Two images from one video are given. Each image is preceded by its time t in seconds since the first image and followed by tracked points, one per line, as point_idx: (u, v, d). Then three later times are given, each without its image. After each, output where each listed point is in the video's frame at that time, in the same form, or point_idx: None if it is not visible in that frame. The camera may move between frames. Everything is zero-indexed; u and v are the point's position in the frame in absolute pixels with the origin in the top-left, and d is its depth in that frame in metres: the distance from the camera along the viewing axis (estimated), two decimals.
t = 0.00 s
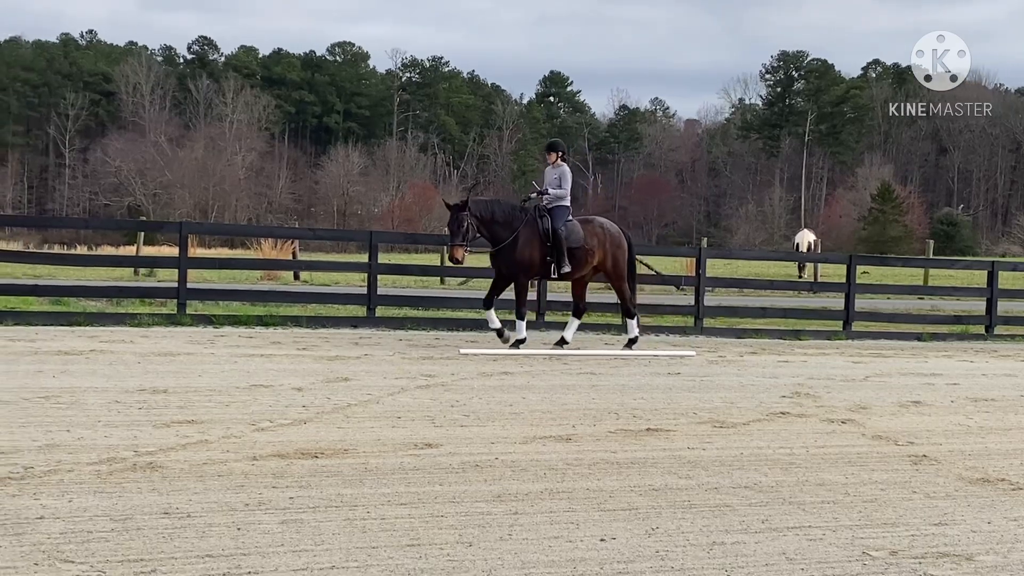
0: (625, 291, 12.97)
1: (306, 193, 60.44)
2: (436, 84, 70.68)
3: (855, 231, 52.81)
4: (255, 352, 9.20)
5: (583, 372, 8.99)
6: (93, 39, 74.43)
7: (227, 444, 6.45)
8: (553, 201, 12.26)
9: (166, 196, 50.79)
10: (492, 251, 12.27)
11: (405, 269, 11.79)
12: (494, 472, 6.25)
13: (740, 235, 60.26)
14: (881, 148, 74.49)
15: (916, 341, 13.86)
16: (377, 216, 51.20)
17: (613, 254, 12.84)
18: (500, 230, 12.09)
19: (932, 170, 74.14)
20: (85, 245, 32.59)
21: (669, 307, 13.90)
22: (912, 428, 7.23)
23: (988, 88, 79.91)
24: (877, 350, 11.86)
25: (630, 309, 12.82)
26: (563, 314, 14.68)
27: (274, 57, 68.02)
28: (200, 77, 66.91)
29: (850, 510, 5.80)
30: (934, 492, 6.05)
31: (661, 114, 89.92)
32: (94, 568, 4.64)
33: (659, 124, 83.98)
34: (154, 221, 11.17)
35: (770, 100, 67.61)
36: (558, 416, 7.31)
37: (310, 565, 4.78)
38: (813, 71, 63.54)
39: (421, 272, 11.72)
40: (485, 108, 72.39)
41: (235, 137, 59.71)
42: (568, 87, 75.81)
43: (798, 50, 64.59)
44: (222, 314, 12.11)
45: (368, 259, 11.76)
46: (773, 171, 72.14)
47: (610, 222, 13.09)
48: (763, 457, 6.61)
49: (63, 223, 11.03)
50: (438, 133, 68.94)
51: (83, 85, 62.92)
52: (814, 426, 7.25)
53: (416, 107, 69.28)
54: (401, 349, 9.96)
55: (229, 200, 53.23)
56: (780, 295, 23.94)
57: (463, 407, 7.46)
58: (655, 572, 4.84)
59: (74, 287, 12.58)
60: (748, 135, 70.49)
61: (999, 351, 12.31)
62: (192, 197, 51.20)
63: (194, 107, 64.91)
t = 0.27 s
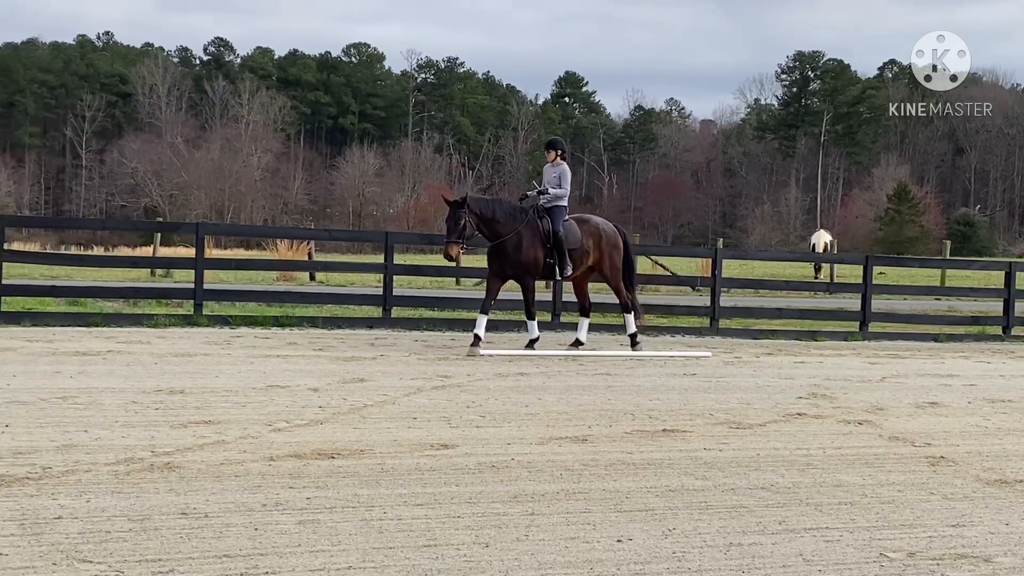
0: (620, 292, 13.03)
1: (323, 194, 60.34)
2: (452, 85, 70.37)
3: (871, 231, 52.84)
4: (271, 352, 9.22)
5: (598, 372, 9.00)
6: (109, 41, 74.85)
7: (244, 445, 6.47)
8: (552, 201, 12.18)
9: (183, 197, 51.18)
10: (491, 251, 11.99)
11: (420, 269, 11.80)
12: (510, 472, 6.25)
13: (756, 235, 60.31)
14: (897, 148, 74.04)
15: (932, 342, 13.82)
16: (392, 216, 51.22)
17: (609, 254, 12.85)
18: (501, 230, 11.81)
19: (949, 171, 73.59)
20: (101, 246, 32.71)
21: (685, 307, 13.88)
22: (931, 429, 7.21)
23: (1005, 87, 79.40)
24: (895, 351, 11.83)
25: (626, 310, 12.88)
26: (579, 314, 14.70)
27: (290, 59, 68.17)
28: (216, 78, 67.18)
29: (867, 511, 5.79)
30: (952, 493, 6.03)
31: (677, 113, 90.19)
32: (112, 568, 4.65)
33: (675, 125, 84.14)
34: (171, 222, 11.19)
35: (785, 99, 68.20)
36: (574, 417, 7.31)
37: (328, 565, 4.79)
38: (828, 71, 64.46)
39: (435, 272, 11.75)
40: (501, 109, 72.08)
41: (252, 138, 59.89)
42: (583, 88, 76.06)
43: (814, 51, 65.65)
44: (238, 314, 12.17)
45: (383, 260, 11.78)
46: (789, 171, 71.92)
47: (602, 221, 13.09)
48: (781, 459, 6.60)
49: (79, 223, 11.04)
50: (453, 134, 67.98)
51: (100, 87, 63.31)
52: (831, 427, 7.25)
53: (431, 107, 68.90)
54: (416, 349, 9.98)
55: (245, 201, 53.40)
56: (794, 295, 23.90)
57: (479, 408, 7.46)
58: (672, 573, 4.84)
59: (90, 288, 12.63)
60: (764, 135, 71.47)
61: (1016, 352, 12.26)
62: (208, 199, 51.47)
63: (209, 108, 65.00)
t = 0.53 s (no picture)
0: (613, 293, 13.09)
1: (340, 197, 60.25)
2: (468, 87, 69.81)
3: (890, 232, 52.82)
4: (289, 354, 9.25)
5: (616, 374, 9.01)
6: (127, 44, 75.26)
7: (263, 447, 6.49)
8: (553, 203, 12.12)
9: (201, 200, 51.46)
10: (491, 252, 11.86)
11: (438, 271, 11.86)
12: (529, 475, 6.26)
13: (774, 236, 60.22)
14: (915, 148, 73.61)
15: (951, 344, 13.78)
16: (409, 219, 51.18)
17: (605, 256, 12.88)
18: (503, 232, 11.69)
19: (967, 172, 73.08)
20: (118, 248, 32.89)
21: (703, 309, 13.87)
22: (950, 432, 7.20)
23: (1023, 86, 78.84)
24: (914, 353, 11.80)
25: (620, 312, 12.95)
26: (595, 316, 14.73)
27: (307, 62, 68.36)
28: (235, 82, 67.34)
29: (886, 513, 5.77)
30: (972, 496, 6.01)
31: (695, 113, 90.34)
32: (132, 569, 4.66)
33: (693, 125, 84.19)
34: (189, 225, 11.23)
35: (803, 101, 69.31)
36: (592, 419, 7.32)
37: (347, 567, 4.80)
38: (847, 71, 64.39)
39: (453, 274, 11.81)
40: (516, 110, 70.32)
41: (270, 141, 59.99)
42: (600, 90, 76.26)
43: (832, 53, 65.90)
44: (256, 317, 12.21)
45: (401, 262, 11.86)
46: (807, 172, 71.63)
47: (598, 222, 13.11)
48: (799, 461, 6.60)
49: (98, 226, 11.08)
50: (471, 136, 67.28)
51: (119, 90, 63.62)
52: (849, 429, 7.24)
53: (449, 110, 68.60)
54: (433, 352, 10.01)
55: (263, 204, 53.48)
56: (811, 297, 23.86)
57: (497, 410, 7.48)
58: None
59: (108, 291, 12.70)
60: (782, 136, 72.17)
61: None
62: (226, 201, 51.64)
63: (227, 111, 65.04)
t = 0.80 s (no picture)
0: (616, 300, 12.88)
1: (361, 199, 60.28)
2: (489, 92, 69.22)
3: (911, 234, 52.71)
4: (311, 359, 9.29)
5: (637, 378, 9.01)
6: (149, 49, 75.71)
7: (285, 451, 6.50)
8: (554, 207, 12.04)
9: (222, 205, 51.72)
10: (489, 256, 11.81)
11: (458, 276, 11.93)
12: (550, 478, 6.26)
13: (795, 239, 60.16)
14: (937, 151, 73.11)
15: (975, 346, 13.71)
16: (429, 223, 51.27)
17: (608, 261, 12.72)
18: (501, 234, 11.68)
19: (989, 174, 72.51)
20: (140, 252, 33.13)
21: (723, 313, 13.85)
22: (974, 435, 7.16)
23: None
24: (937, 356, 11.75)
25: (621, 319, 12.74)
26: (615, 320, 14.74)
27: (328, 66, 68.67)
28: (254, 87, 67.61)
29: (909, 517, 5.74)
30: (995, 499, 5.97)
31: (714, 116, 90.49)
32: (157, 573, 4.67)
33: (713, 129, 84.29)
34: (211, 230, 11.28)
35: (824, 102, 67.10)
36: (613, 423, 7.33)
37: (370, 572, 4.79)
38: (868, 74, 63.92)
39: (474, 278, 11.87)
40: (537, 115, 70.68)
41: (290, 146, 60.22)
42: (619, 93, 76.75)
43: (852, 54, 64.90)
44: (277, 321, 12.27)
45: (422, 267, 11.96)
46: (827, 174, 71.38)
47: (603, 228, 12.99)
48: (822, 464, 6.58)
49: (121, 232, 11.14)
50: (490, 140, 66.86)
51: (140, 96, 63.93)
52: (872, 433, 7.22)
53: (468, 115, 67.85)
54: (453, 356, 10.04)
55: (284, 208, 53.62)
56: (831, 300, 23.79)
57: (518, 414, 7.49)
58: None
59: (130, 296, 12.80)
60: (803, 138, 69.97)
61: None
62: (247, 206, 51.89)
63: (248, 116, 65.27)
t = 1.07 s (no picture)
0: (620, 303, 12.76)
1: (382, 207, 60.46)
2: (511, 96, 68.94)
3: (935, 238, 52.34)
4: (335, 365, 9.34)
5: (661, 383, 9.01)
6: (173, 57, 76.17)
7: (309, 456, 6.53)
8: (556, 209, 11.98)
9: (246, 212, 51.97)
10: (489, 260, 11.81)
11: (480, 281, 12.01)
12: (574, 484, 6.25)
13: (819, 243, 59.88)
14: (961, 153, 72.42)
15: (1000, 350, 13.60)
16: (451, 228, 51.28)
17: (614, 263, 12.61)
18: (500, 238, 11.65)
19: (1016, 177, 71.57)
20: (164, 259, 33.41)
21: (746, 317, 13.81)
22: (1000, 440, 7.11)
23: None
24: (962, 360, 11.67)
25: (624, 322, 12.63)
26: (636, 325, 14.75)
27: (349, 73, 68.82)
28: (277, 94, 67.81)
29: (936, 522, 5.69)
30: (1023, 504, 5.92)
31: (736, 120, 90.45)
32: None
33: (735, 134, 84.37)
34: (234, 237, 11.35)
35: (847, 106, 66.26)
36: (636, 428, 7.32)
37: None
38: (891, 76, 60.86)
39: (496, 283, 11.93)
40: (558, 119, 70.72)
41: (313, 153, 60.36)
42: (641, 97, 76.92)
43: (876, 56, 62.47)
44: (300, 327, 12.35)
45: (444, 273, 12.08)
46: (851, 178, 70.91)
47: (608, 230, 12.88)
48: (847, 469, 6.55)
49: (145, 239, 11.21)
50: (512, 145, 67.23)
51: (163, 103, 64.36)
52: (897, 438, 7.18)
53: (489, 120, 67.94)
54: (476, 361, 10.06)
55: (307, 215, 53.66)
56: (856, 303, 23.67)
57: (541, 420, 7.49)
58: None
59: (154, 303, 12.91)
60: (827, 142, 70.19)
61: None
62: (270, 213, 52.08)
63: (271, 123, 65.57)
